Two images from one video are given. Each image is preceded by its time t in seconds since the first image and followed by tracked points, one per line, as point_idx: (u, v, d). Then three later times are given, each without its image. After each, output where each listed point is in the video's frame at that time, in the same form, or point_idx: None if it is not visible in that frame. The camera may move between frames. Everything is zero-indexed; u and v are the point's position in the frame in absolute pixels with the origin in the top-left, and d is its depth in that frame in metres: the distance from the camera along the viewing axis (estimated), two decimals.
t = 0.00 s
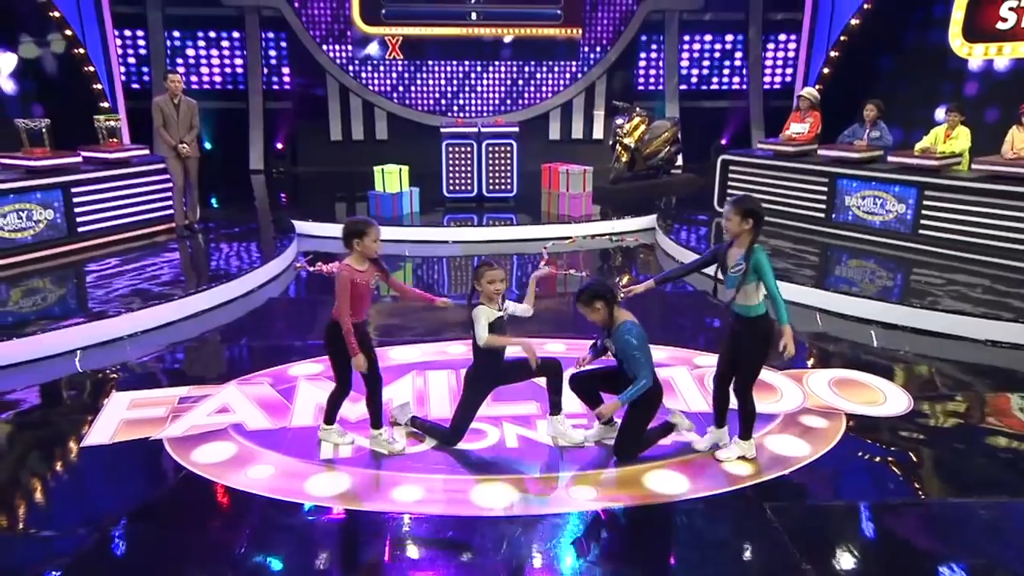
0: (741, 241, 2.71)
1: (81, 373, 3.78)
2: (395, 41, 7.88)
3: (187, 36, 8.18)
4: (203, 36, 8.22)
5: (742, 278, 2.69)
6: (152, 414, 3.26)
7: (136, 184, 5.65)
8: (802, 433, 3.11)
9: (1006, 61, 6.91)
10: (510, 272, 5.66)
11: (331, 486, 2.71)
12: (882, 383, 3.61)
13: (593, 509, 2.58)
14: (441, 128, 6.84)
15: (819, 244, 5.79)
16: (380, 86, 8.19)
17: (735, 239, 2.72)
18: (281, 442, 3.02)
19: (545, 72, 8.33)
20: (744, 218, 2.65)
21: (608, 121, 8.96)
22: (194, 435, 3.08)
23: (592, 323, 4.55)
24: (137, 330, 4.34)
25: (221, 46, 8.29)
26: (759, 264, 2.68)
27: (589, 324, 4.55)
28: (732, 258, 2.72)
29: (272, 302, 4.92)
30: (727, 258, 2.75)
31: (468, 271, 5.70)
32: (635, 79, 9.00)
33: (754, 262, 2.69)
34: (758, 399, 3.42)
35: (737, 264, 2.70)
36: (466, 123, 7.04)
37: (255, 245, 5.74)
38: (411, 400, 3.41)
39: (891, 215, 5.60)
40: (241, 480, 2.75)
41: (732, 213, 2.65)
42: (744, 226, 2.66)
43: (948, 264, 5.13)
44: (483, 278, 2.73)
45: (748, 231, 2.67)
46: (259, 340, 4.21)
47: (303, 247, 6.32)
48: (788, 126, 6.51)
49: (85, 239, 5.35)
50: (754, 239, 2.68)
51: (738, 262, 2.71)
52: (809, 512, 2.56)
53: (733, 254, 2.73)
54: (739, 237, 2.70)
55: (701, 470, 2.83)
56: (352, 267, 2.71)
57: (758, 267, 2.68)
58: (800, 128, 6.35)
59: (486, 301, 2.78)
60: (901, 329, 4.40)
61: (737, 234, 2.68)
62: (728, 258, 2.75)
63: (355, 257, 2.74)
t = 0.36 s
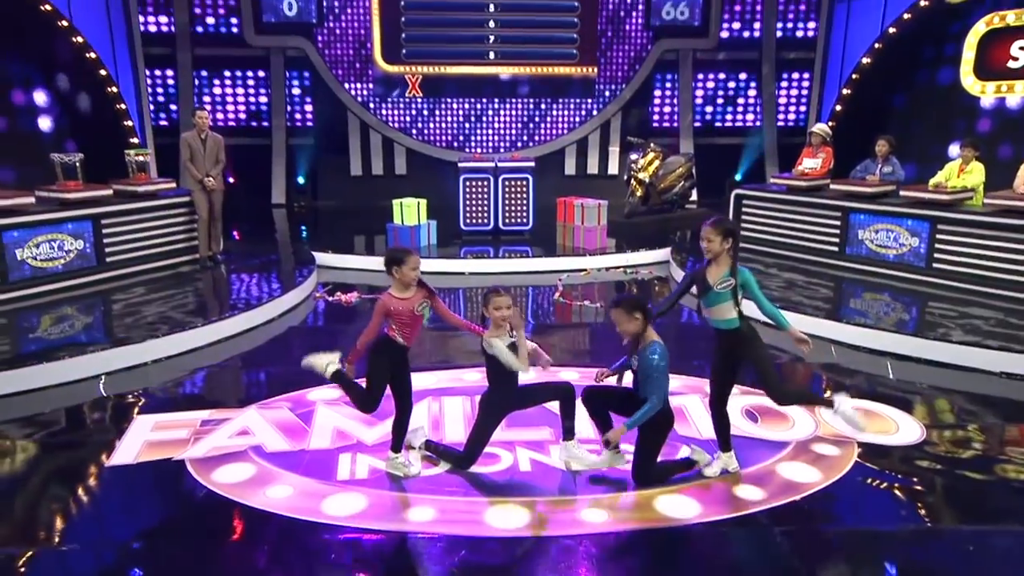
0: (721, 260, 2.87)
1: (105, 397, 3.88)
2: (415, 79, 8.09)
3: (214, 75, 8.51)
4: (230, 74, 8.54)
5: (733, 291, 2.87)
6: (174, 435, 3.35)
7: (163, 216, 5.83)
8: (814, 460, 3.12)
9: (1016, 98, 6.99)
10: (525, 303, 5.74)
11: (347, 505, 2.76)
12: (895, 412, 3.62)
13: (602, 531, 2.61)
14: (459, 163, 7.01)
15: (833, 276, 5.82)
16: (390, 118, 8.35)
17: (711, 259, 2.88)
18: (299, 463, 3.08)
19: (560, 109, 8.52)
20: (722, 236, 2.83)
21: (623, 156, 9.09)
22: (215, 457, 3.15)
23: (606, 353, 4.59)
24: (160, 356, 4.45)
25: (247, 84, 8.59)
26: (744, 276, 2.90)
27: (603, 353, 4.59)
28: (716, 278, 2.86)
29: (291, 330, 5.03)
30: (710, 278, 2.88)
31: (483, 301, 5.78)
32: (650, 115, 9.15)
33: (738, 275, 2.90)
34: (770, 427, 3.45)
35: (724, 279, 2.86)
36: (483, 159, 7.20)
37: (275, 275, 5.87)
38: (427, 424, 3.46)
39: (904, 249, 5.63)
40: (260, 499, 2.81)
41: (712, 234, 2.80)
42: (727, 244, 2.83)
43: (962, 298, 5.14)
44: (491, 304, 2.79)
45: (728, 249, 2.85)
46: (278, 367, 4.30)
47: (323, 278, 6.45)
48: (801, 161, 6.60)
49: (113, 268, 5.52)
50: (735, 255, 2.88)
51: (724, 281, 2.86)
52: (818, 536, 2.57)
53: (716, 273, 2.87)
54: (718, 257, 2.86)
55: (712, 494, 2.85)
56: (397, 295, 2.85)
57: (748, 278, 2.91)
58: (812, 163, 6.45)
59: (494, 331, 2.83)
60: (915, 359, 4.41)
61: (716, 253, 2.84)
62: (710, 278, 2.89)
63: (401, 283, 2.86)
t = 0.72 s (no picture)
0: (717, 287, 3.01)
1: (127, 416, 4.01)
2: (429, 109, 8.28)
3: (234, 105, 8.77)
4: (250, 104, 8.81)
5: (726, 316, 2.99)
6: (196, 452, 3.46)
7: (184, 241, 6.00)
8: (818, 480, 3.19)
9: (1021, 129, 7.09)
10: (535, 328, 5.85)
11: (363, 520, 2.86)
12: (898, 436, 3.69)
13: (609, 546, 2.69)
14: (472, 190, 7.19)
15: (839, 303, 5.89)
16: (403, 145, 8.58)
17: (709, 285, 3.01)
18: (316, 480, 3.18)
19: (571, 139, 8.70)
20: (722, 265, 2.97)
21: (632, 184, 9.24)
22: (235, 473, 3.26)
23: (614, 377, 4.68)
24: (180, 377, 4.58)
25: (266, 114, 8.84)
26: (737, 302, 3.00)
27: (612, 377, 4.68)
28: (711, 303, 2.98)
29: (307, 353, 5.16)
30: (704, 304, 3.00)
31: (494, 325, 5.90)
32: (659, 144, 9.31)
33: (732, 302, 3.02)
34: (774, 449, 3.52)
35: (718, 304, 2.99)
36: (495, 187, 7.37)
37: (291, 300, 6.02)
38: (439, 444, 3.57)
39: (909, 276, 5.70)
40: (278, 513, 2.92)
41: (719, 260, 2.94)
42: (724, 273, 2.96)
43: (967, 324, 5.20)
44: (511, 332, 2.90)
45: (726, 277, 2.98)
46: (294, 388, 4.43)
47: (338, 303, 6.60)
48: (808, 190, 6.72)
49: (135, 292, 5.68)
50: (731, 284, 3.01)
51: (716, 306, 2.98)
52: (819, 554, 2.63)
53: (710, 299, 3.00)
54: (717, 285, 2.99)
55: (717, 512, 2.93)
56: (432, 319, 2.97)
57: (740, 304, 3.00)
58: (818, 193, 6.56)
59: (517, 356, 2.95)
60: (919, 384, 4.47)
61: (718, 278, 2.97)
62: (704, 303, 3.01)
63: (437, 310, 2.97)
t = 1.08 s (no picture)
0: (680, 292, 3.19)
1: (121, 413, 4.11)
2: (415, 111, 8.48)
3: (222, 107, 8.87)
4: (238, 106, 8.91)
5: (692, 318, 3.17)
6: (192, 446, 3.58)
7: (174, 242, 6.10)
8: (787, 468, 3.37)
9: (988, 132, 7.33)
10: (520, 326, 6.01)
11: (355, 508, 2.99)
12: (864, 426, 3.87)
13: (589, 530, 2.85)
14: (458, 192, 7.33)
15: (814, 301, 6.09)
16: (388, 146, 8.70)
17: (674, 291, 3.19)
18: (309, 471, 3.31)
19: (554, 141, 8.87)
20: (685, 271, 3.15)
21: (615, 185, 9.43)
22: (231, 465, 3.38)
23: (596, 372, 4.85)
24: (173, 375, 4.69)
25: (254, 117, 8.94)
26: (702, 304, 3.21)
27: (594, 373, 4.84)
28: (676, 308, 3.16)
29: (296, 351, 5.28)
30: (671, 309, 3.18)
31: (479, 323, 6.05)
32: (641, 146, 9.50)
33: (696, 305, 3.21)
34: (747, 439, 3.69)
35: (684, 308, 3.17)
36: (481, 189, 7.52)
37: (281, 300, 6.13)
38: (428, 437, 3.71)
39: (881, 275, 5.91)
40: (274, 502, 3.05)
41: (686, 267, 3.12)
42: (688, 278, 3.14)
43: (935, 321, 5.41)
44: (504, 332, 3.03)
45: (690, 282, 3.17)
46: (285, 386, 4.55)
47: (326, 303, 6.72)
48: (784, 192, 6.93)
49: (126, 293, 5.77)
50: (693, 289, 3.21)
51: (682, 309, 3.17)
52: (784, 534, 2.80)
53: (675, 304, 3.18)
54: (681, 289, 3.17)
55: (691, 497, 3.09)
56: (433, 320, 3.11)
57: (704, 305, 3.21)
58: (794, 194, 6.78)
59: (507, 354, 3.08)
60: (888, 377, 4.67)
61: (684, 284, 3.15)
62: (670, 309, 3.19)
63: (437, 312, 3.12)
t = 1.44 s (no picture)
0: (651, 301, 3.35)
1: (120, 408, 4.23)
2: (402, 111, 8.54)
3: (212, 107, 8.95)
4: (228, 107, 9.00)
5: (666, 323, 3.33)
6: (192, 438, 3.71)
7: (167, 241, 6.20)
8: (761, 453, 3.55)
9: (960, 132, 7.56)
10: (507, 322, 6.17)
11: (350, 493, 3.14)
12: (836, 415, 4.06)
13: (573, 511, 3.01)
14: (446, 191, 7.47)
15: (791, 297, 6.29)
16: (376, 145, 8.81)
17: (645, 300, 3.35)
18: (306, 459, 3.46)
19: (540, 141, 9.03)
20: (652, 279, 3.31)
21: (600, 184, 9.61)
22: (230, 455, 3.52)
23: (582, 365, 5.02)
24: (169, 370, 4.81)
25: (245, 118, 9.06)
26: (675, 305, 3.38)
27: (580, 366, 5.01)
28: (649, 315, 3.33)
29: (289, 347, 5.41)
30: (646, 318, 3.34)
31: (468, 320, 6.20)
32: (626, 146, 9.69)
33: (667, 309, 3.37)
34: (724, 427, 3.88)
35: (656, 314, 3.34)
36: (468, 188, 7.67)
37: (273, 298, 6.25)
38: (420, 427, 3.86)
39: (856, 271, 6.12)
40: (273, 488, 3.19)
41: (654, 277, 3.28)
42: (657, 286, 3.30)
43: (906, 315, 5.62)
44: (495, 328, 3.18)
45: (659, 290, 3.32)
46: (279, 381, 4.68)
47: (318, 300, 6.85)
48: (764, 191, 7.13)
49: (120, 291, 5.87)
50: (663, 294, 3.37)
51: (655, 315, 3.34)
52: (755, 514, 2.98)
53: (648, 313, 3.34)
54: (650, 296, 3.32)
55: (670, 481, 3.27)
56: (431, 320, 3.28)
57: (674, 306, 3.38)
58: (773, 193, 6.98)
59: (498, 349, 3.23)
60: (859, 369, 4.87)
61: (653, 292, 3.31)
62: (645, 317, 3.35)
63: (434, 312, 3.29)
